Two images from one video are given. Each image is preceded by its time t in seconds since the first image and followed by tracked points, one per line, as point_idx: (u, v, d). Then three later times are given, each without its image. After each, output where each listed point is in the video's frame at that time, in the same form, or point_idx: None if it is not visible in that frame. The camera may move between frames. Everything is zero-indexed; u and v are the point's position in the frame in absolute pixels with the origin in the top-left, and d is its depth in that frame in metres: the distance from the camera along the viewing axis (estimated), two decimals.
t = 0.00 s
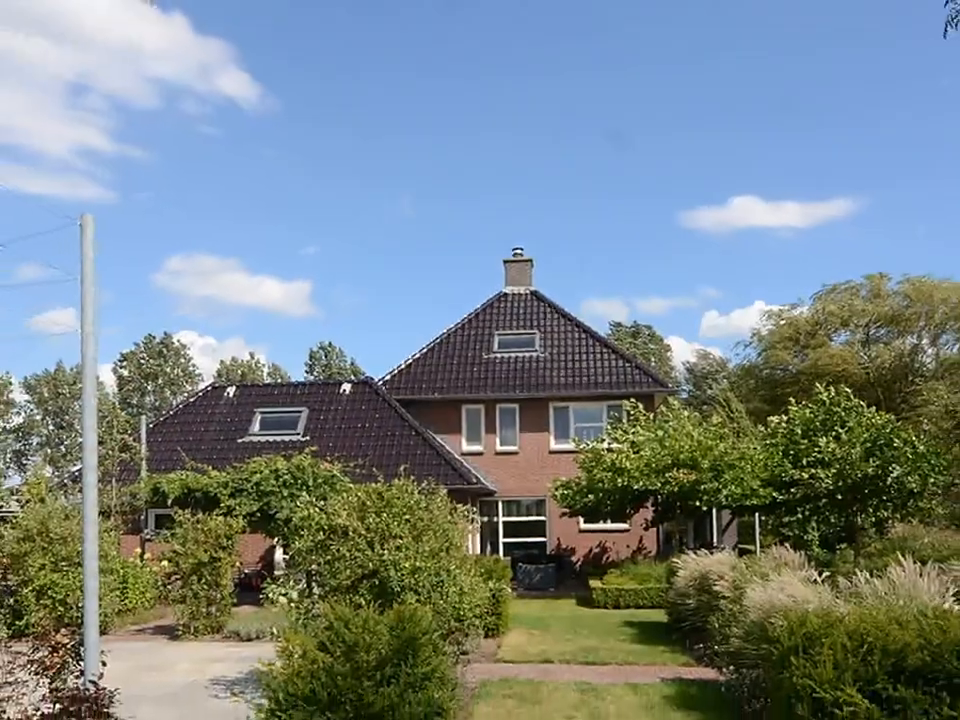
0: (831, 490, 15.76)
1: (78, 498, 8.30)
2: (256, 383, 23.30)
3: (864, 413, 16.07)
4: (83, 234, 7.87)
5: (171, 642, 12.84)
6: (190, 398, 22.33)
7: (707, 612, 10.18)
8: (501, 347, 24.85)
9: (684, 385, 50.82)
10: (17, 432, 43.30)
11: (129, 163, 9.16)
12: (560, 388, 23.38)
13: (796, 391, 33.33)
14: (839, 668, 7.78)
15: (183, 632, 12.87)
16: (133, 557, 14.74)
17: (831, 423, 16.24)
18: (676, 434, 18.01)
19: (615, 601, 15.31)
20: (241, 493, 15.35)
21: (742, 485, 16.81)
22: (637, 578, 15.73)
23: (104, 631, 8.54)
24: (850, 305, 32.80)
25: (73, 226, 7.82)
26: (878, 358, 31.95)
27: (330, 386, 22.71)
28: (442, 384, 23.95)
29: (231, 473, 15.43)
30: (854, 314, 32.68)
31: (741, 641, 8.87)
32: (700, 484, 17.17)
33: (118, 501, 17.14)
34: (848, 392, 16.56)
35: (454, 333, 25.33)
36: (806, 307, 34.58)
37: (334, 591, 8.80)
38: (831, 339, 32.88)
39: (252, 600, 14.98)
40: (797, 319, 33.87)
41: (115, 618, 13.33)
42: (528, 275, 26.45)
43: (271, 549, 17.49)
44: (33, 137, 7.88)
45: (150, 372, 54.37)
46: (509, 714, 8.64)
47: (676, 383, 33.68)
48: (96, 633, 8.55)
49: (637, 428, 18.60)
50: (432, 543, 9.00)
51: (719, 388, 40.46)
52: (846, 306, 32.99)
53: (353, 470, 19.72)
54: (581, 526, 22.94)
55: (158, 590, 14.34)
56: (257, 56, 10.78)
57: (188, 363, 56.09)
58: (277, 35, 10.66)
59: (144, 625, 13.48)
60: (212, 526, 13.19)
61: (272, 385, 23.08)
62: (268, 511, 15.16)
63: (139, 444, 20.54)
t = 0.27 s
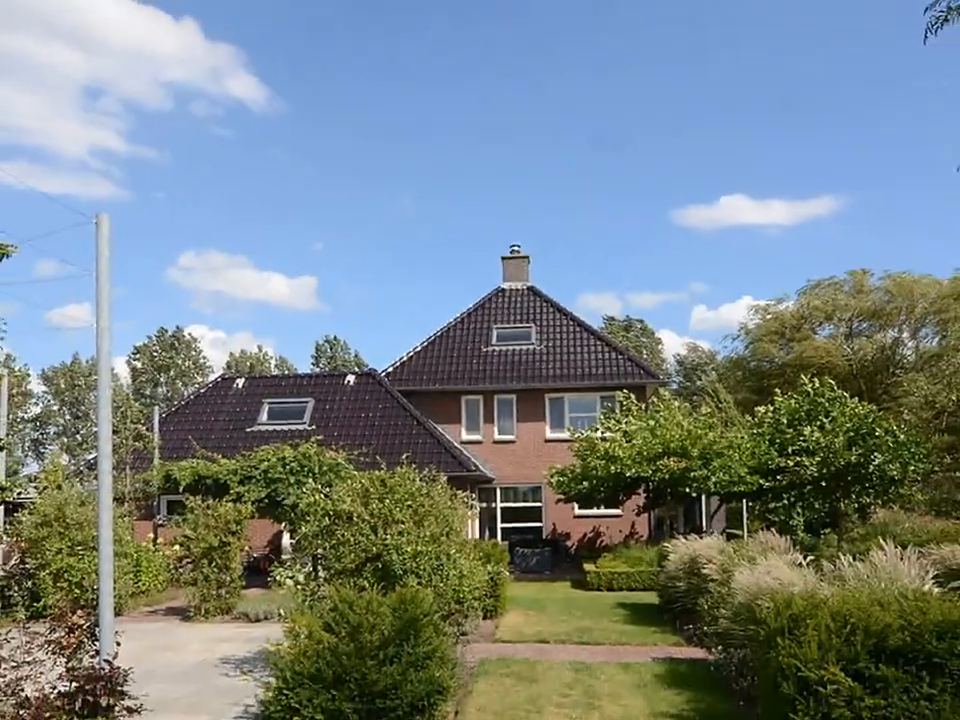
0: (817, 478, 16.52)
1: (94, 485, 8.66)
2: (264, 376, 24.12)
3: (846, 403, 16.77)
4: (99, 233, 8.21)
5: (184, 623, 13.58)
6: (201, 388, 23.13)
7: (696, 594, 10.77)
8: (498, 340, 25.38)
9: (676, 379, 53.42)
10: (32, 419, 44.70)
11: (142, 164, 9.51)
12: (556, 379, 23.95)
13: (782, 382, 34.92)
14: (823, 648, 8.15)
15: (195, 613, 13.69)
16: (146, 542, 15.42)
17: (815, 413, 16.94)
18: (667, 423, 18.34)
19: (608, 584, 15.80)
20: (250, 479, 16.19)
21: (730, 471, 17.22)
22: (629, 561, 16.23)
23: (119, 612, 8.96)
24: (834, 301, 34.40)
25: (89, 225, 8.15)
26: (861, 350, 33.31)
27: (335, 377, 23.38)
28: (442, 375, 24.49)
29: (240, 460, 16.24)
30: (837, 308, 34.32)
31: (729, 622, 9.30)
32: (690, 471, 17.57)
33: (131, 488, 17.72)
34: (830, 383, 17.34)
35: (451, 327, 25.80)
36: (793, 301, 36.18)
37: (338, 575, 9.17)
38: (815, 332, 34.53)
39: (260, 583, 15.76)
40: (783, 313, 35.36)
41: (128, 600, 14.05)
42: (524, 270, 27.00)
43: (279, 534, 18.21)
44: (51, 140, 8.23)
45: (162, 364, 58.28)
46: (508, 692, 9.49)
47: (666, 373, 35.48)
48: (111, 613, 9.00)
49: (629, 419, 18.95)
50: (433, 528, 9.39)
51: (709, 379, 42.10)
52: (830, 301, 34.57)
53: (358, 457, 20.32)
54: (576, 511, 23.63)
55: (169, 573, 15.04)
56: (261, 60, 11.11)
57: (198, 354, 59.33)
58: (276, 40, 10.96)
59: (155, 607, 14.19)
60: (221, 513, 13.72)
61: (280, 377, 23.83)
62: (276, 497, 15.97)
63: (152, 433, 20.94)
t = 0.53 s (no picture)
0: (803, 465, 16.92)
1: (108, 472, 9.01)
2: (271, 368, 24.80)
3: (832, 394, 17.21)
4: (112, 231, 8.54)
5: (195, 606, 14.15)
6: (211, 379, 23.86)
7: (686, 577, 11.25)
8: (496, 334, 26.18)
9: (666, 370, 55.14)
10: (45, 410, 45.95)
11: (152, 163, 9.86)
12: (552, 371, 24.70)
13: (769, 375, 36.62)
14: (809, 629, 8.52)
15: (205, 596, 14.22)
16: (158, 528, 16.07)
17: (802, 404, 17.35)
18: (659, 413, 18.76)
19: (602, 567, 16.19)
20: (258, 467, 16.80)
21: (720, 461, 17.65)
22: (622, 547, 16.65)
23: (129, 597, 9.31)
24: (820, 296, 35.55)
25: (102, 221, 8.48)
26: (845, 344, 34.49)
27: (339, 369, 24.15)
28: (443, 369, 25.33)
29: (249, 449, 16.88)
30: (822, 303, 35.43)
31: (718, 605, 9.79)
32: (681, 460, 17.96)
33: (145, 475, 18.33)
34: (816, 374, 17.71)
35: (453, 323, 26.75)
36: (779, 296, 37.42)
37: (343, 559, 9.56)
38: (801, 326, 35.78)
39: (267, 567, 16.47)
40: (770, 308, 36.88)
41: (141, 583, 14.62)
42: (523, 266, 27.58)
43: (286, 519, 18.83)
44: (66, 139, 8.53)
45: (173, 357, 61.43)
46: (506, 671, 10.25)
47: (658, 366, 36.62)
48: (124, 596, 9.37)
49: (623, 408, 19.54)
50: (433, 515, 9.80)
51: (700, 372, 43.46)
52: (816, 296, 35.80)
53: (362, 446, 20.85)
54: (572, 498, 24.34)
55: (180, 557, 15.72)
56: (263, 60, 11.34)
57: (208, 347, 62.61)
58: (280, 42, 11.21)
59: (167, 590, 14.77)
60: (231, 500, 14.64)
61: (286, 368, 24.50)
62: (283, 484, 16.58)
63: (163, 422, 21.51)
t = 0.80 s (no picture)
0: (790, 455, 17.14)
1: (121, 461, 9.38)
2: (278, 360, 25.26)
3: (817, 386, 17.49)
4: (125, 228, 8.88)
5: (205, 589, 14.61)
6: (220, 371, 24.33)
7: (678, 562, 11.73)
8: (495, 328, 26.66)
9: (658, 362, 56.28)
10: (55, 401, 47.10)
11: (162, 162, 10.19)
12: (549, 363, 25.17)
13: (757, 367, 37.52)
14: (795, 612, 8.90)
15: (213, 580, 14.67)
16: (168, 514, 16.69)
17: (790, 395, 17.61)
18: (650, 404, 20.12)
19: (596, 552, 16.62)
20: (265, 456, 17.28)
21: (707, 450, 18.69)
22: (616, 533, 17.07)
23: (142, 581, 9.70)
24: (806, 291, 36.61)
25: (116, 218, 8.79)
26: (829, 338, 35.32)
27: (343, 362, 24.57)
28: (444, 361, 25.76)
29: (257, 439, 17.37)
30: (808, 299, 36.39)
31: (708, 589, 10.20)
32: (671, 449, 19.36)
33: (156, 463, 18.81)
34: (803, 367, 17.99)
35: (453, 317, 27.18)
36: (766, 293, 38.30)
37: (347, 545, 9.93)
38: (787, 321, 36.66)
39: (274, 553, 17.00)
40: (758, 303, 37.80)
41: (153, 567, 15.13)
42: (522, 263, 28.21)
43: (292, 506, 19.36)
44: (80, 140, 8.89)
45: (184, 350, 62.61)
46: (504, 652, 10.69)
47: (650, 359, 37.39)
48: (137, 580, 9.77)
49: (616, 400, 20.68)
50: (434, 503, 10.20)
51: (691, 365, 44.42)
52: (802, 291, 36.68)
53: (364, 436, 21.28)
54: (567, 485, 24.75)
55: (191, 543, 16.36)
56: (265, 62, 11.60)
57: (217, 340, 64.49)
58: (283, 47, 11.49)
59: (178, 574, 15.28)
60: (239, 487, 15.10)
61: (292, 361, 24.98)
62: (290, 472, 17.11)
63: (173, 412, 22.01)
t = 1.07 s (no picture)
0: (777, 444, 17.48)
1: (133, 450, 9.72)
2: (283, 353, 25.66)
3: (803, 378, 17.86)
4: (136, 228, 9.22)
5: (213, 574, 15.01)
6: (227, 364, 24.76)
7: (670, 547, 12.19)
8: (493, 323, 27.09)
9: (650, 356, 57.52)
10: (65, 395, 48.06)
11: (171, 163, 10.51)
12: (546, 357, 25.63)
13: (746, 360, 38.31)
14: (783, 596, 9.27)
15: (222, 565, 15.09)
16: (179, 502, 17.26)
17: (776, 387, 17.96)
18: (643, 396, 20.59)
19: (591, 539, 17.04)
20: (272, 446, 17.75)
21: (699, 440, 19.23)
22: (609, 521, 17.48)
23: (152, 567, 10.04)
24: (792, 287, 37.09)
25: (127, 216, 9.14)
26: (815, 332, 35.93)
27: (347, 356, 24.99)
28: (443, 355, 26.19)
29: (264, 429, 17.83)
30: (795, 294, 36.95)
31: (699, 574, 10.62)
32: (664, 439, 19.91)
33: (167, 453, 19.32)
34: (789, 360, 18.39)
35: (452, 311, 27.58)
36: (755, 289, 38.92)
37: (350, 531, 10.31)
38: (776, 315, 37.17)
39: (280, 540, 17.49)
40: (747, 300, 38.45)
41: (164, 553, 15.63)
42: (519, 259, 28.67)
43: (299, 495, 19.84)
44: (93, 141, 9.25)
45: (195, 344, 65.40)
46: (502, 634, 11.11)
47: (642, 352, 38.01)
48: (148, 565, 10.12)
49: (611, 392, 21.39)
50: (434, 491, 10.61)
51: (683, 359, 45.21)
52: (789, 287, 37.20)
53: (367, 426, 21.66)
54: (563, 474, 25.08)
55: (200, 530, 16.87)
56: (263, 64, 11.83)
57: (227, 336, 66.88)
58: (283, 48, 11.69)
59: (188, 560, 15.77)
60: (247, 476, 15.44)
61: (299, 354, 25.40)
62: (296, 461, 17.56)
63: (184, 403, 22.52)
